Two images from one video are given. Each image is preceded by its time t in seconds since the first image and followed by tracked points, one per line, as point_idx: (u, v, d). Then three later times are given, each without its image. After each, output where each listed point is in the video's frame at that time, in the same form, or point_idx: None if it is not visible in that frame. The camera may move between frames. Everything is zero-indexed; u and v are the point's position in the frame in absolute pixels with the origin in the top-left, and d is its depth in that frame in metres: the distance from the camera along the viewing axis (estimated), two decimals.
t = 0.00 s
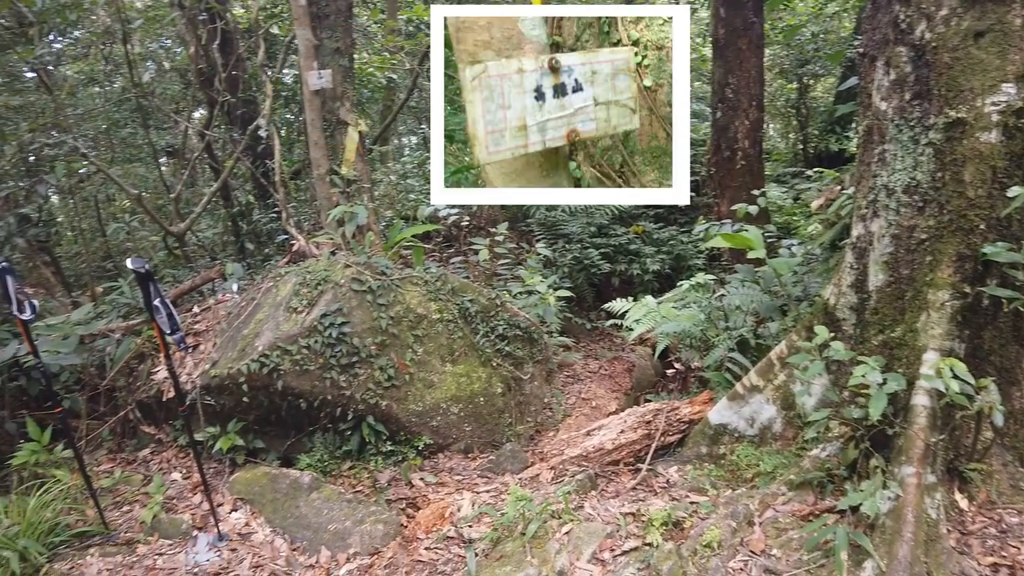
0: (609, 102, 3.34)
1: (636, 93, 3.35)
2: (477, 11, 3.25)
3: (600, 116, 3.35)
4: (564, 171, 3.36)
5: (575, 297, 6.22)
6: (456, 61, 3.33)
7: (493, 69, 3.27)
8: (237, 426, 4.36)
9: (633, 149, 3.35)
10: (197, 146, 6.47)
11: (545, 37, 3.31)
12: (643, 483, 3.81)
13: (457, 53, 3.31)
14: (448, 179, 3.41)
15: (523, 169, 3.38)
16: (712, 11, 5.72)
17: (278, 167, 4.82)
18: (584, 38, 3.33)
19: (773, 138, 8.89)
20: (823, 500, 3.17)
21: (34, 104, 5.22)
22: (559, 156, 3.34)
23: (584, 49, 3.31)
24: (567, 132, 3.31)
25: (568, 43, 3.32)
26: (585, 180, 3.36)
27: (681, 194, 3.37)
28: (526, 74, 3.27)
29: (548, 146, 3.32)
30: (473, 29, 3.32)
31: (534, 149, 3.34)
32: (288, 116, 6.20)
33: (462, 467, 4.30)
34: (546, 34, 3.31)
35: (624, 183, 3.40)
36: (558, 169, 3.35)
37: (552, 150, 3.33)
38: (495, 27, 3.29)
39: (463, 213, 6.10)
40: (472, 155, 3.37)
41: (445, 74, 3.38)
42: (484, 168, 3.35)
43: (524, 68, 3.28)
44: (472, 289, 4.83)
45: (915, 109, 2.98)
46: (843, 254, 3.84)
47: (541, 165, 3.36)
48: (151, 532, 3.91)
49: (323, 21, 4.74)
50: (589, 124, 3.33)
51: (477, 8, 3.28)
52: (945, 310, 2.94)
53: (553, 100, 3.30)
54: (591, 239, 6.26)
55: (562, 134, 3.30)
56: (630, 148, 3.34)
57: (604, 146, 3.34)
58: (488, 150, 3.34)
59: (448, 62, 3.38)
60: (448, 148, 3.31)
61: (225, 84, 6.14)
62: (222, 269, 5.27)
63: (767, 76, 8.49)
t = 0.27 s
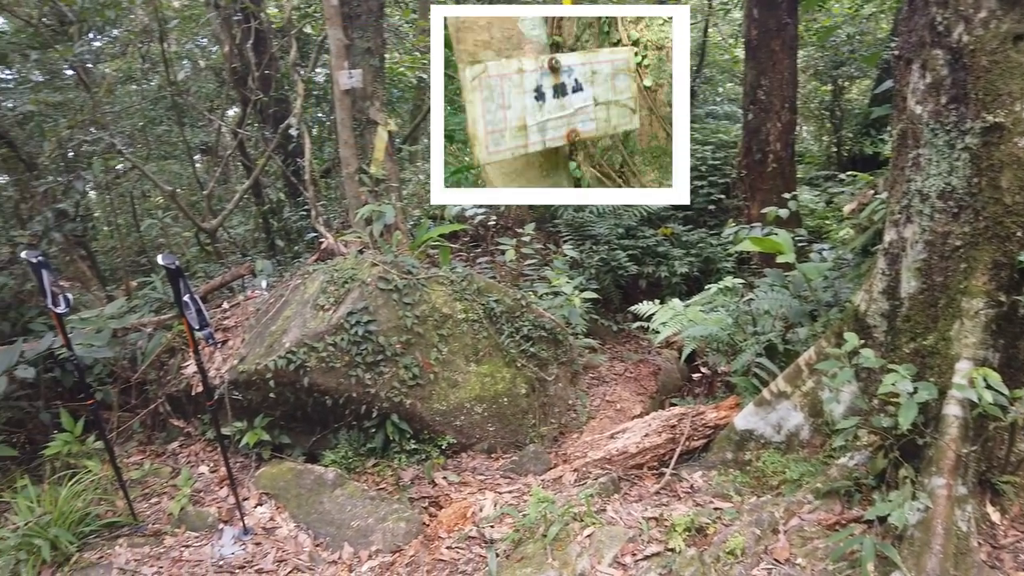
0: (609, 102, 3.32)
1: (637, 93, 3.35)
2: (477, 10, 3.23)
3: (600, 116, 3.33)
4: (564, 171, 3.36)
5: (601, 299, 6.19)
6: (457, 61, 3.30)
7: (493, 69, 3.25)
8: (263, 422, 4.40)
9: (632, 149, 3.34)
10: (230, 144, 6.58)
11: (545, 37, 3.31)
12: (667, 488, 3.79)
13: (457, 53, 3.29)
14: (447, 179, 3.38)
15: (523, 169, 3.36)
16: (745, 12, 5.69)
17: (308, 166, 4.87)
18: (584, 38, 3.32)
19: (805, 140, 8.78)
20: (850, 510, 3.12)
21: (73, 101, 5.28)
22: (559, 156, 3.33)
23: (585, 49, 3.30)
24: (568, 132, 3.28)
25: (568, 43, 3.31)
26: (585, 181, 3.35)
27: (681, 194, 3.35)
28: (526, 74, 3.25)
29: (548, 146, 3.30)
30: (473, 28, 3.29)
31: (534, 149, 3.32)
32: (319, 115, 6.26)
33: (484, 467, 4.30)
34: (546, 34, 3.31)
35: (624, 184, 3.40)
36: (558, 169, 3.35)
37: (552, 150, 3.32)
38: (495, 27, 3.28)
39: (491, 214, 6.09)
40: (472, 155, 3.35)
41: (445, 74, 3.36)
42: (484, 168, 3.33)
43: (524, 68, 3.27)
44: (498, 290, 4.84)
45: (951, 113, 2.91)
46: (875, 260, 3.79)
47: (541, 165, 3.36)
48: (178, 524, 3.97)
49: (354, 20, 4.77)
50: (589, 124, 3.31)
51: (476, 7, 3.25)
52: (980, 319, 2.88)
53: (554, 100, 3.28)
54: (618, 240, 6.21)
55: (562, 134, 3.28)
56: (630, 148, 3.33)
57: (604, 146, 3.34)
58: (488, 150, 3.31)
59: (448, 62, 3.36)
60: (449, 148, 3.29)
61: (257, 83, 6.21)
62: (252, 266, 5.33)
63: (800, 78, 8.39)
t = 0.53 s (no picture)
0: (609, 102, 3.30)
1: (637, 93, 3.31)
2: (477, 11, 3.21)
3: (600, 116, 3.30)
4: (564, 171, 3.33)
5: (628, 300, 6.12)
6: (456, 61, 3.30)
7: (493, 69, 3.24)
8: (289, 417, 4.44)
9: (633, 149, 3.31)
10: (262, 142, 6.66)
11: (545, 37, 3.29)
12: (691, 492, 3.76)
13: (458, 53, 3.29)
14: (448, 179, 3.37)
15: (524, 169, 3.34)
16: (778, 12, 5.62)
17: (337, 163, 4.92)
18: (584, 39, 3.30)
19: (838, 142, 8.64)
20: (878, 518, 3.07)
21: (109, 99, 5.51)
22: (560, 156, 3.31)
23: (584, 50, 3.28)
24: (567, 131, 3.27)
25: (568, 44, 3.29)
26: (585, 180, 3.32)
27: (680, 194, 3.34)
28: (526, 75, 3.23)
29: (548, 146, 3.28)
30: (473, 29, 3.28)
31: (534, 149, 3.31)
32: (348, 113, 6.31)
33: (507, 467, 4.30)
34: (546, 34, 3.29)
35: (624, 184, 3.37)
36: (558, 169, 3.32)
37: (552, 150, 3.30)
38: (496, 27, 3.26)
39: (517, 213, 6.08)
40: (473, 155, 3.34)
41: (444, 74, 3.35)
42: (484, 168, 3.31)
43: (524, 68, 3.25)
44: (523, 289, 4.84)
45: (989, 116, 2.85)
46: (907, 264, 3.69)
47: (542, 165, 3.34)
48: (205, 516, 4.03)
49: (385, 19, 4.79)
50: (589, 124, 3.29)
51: (476, 8, 3.23)
52: (1016, 326, 2.81)
53: (554, 100, 3.26)
54: (646, 241, 6.15)
55: (562, 133, 3.26)
56: (630, 148, 3.30)
57: (605, 146, 3.30)
58: (488, 150, 3.30)
59: (448, 62, 3.35)
60: (449, 150, 3.28)
61: (288, 82, 6.28)
62: (280, 263, 5.38)
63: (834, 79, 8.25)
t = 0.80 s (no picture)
0: (609, 102, 3.03)
1: (638, 92, 3.06)
2: (474, 8, 2.99)
3: (601, 116, 3.04)
4: (564, 172, 3.12)
5: (658, 302, 6.06)
6: (453, 60, 3.07)
7: (493, 68, 2.98)
8: (316, 412, 4.48)
9: (633, 149, 3.08)
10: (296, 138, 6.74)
11: (545, 37, 3.06)
12: (717, 497, 3.74)
13: (454, 52, 3.06)
14: (445, 179, 3.17)
15: (523, 169, 3.11)
16: (816, 13, 5.55)
17: (369, 160, 4.98)
18: (584, 39, 3.08)
19: (877, 144, 8.47)
20: (908, 529, 3.00)
21: (151, 95, 5.49)
22: (559, 157, 3.09)
23: (584, 49, 3.05)
24: (567, 132, 3.02)
25: (568, 44, 3.07)
26: (585, 181, 3.10)
27: (679, 193, 3.09)
28: (526, 74, 2.97)
29: (548, 147, 3.04)
30: (472, 27, 3.05)
31: (533, 149, 3.06)
32: (381, 111, 6.37)
33: (532, 467, 4.30)
34: (546, 34, 3.06)
35: (625, 185, 3.13)
36: (558, 170, 3.11)
37: (552, 150, 3.07)
38: (495, 25, 3.03)
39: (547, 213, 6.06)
40: (470, 156, 3.13)
41: (441, 73, 3.15)
42: (482, 169, 3.08)
43: (524, 68, 2.99)
44: (550, 289, 4.83)
45: None
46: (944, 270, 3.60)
47: (541, 165, 3.11)
48: (231, 508, 4.07)
49: (418, 18, 4.82)
50: (590, 124, 3.04)
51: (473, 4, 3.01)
52: None
53: (554, 100, 2.99)
54: (677, 243, 6.08)
55: (562, 134, 3.02)
56: (630, 148, 3.07)
57: (605, 146, 3.07)
58: (488, 150, 3.03)
59: (448, 62, 3.15)
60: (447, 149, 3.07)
61: (323, 79, 6.33)
62: (310, 259, 5.43)
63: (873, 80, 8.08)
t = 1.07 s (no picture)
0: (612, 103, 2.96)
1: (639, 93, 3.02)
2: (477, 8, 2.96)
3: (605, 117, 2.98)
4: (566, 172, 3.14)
5: (686, 304, 6.00)
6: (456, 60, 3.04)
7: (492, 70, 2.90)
8: (341, 408, 4.50)
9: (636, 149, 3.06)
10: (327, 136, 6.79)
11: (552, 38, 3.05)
12: (742, 503, 3.69)
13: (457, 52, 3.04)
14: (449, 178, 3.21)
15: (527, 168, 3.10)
16: (853, 14, 5.49)
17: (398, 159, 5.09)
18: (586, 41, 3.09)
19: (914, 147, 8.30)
20: (938, 542, 2.91)
21: (186, 92, 5.64)
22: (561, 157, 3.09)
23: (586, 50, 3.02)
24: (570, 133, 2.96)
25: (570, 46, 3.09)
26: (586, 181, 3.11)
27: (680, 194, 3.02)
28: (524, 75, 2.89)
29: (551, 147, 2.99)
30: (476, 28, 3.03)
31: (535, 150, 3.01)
32: (413, 110, 6.39)
33: (555, 467, 4.28)
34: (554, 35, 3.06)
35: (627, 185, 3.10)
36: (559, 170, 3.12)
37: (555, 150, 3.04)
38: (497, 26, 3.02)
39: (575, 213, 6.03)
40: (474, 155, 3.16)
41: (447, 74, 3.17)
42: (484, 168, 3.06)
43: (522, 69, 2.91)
44: (577, 290, 4.83)
45: None
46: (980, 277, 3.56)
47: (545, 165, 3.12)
48: (256, 501, 4.11)
49: (449, 17, 4.83)
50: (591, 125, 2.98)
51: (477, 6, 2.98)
52: None
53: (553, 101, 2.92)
54: (707, 244, 5.95)
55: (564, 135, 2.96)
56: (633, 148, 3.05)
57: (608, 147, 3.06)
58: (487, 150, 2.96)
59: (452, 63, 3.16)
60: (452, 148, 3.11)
61: (355, 77, 6.35)
62: (339, 256, 5.46)
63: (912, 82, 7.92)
